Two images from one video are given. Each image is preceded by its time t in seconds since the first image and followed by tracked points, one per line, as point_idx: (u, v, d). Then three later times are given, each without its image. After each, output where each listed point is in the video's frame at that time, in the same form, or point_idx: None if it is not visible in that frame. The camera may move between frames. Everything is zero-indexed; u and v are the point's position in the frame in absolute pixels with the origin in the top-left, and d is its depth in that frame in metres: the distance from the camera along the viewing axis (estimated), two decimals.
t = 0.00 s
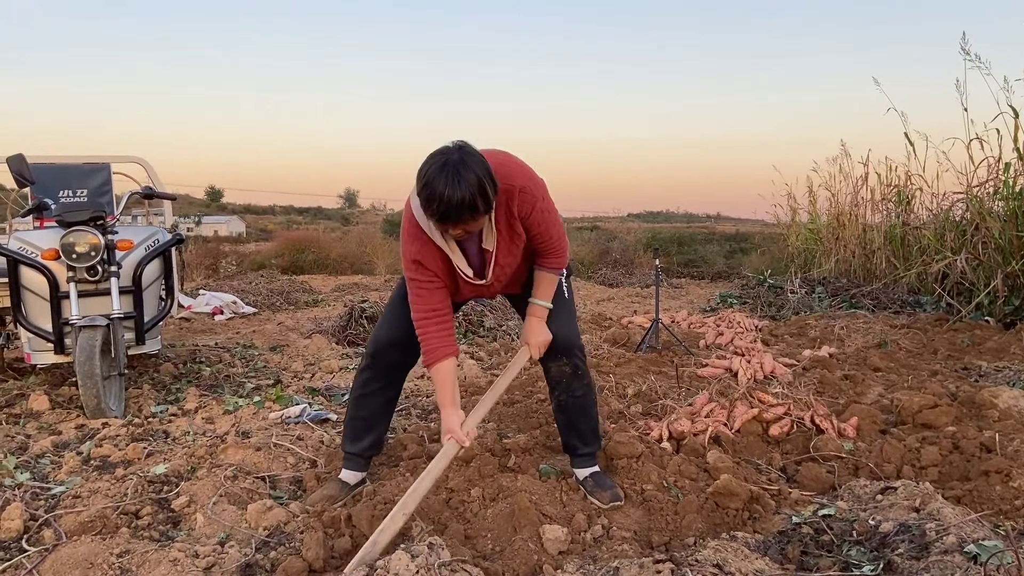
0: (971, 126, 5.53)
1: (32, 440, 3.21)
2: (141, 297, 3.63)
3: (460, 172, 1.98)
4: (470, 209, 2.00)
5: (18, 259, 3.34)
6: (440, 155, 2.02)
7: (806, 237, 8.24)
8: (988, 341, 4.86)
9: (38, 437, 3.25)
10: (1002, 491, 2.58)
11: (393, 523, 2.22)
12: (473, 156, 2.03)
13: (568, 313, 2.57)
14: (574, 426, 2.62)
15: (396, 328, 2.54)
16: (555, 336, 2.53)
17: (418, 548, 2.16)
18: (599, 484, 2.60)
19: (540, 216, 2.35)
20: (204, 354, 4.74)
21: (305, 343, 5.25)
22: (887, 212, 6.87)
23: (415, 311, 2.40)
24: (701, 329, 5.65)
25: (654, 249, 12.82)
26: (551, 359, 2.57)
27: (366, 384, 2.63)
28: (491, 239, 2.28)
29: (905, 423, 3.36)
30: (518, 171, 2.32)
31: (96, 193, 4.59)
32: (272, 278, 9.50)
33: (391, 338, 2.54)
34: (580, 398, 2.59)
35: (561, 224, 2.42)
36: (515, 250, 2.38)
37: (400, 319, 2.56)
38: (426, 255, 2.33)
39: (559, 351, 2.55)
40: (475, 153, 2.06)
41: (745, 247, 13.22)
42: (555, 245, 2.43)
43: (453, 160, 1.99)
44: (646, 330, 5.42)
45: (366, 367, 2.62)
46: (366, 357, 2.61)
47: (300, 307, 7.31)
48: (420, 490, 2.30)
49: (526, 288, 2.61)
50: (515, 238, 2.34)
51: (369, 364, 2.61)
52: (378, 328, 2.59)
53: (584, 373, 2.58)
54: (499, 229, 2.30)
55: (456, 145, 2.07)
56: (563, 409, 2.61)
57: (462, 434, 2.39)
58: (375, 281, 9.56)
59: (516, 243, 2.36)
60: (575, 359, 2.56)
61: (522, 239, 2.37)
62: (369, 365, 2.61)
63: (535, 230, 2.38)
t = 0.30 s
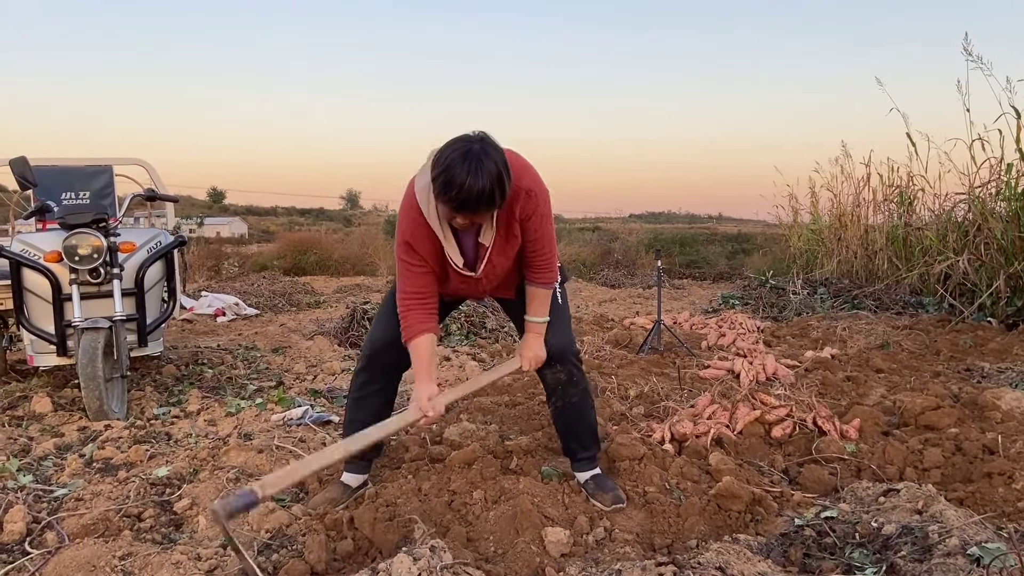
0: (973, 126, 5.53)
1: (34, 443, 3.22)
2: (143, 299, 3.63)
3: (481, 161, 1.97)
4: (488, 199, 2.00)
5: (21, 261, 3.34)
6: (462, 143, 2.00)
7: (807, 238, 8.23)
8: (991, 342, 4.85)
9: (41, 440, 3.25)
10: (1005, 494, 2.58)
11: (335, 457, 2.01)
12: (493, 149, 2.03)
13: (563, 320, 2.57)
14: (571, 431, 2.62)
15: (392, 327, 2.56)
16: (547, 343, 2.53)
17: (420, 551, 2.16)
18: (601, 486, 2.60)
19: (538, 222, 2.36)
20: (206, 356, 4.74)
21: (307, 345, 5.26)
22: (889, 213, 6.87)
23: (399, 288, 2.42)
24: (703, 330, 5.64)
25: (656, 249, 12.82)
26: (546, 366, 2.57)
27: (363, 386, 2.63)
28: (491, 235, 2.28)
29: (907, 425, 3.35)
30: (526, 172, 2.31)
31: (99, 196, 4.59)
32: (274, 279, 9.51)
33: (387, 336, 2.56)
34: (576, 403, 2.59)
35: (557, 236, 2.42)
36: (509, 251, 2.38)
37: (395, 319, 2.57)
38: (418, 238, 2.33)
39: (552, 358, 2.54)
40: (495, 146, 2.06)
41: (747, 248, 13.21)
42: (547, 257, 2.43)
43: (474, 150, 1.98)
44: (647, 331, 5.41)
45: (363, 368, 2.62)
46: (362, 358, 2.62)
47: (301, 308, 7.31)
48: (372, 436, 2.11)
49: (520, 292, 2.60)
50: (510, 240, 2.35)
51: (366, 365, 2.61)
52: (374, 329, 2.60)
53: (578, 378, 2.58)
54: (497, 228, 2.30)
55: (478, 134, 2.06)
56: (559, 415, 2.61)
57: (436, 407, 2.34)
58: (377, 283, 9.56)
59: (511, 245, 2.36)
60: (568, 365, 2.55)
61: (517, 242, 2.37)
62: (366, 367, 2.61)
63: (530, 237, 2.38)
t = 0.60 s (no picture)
0: (976, 126, 5.53)
1: (38, 444, 3.22)
2: (146, 300, 3.64)
3: (491, 157, 2.00)
4: (496, 197, 2.02)
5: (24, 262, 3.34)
6: (477, 137, 2.03)
7: (810, 238, 8.22)
8: (994, 342, 4.84)
9: (44, 441, 3.25)
10: (1009, 494, 2.57)
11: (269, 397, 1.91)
12: (508, 150, 2.05)
13: (574, 320, 2.56)
14: (579, 432, 2.60)
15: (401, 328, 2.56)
16: (560, 342, 2.51)
17: (423, 552, 2.15)
18: (604, 488, 2.59)
19: (544, 234, 2.38)
20: (209, 357, 4.75)
21: (310, 346, 5.26)
22: (892, 213, 6.86)
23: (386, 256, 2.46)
24: (706, 331, 5.64)
25: (658, 250, 12.81)
26: (556, 365, 2.54)
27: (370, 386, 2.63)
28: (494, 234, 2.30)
29: (911, 425, 3.35)
30: (541, 182, 2.34)
31: (101, 197, 4.60)
32: (277, 280, 9.51)
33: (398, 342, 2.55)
34: (585, 404, 2.57)
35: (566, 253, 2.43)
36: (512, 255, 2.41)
37: (405, 320, 2.57)
38: (417, 218, 2.36)
39: (564, 357, 2.52)
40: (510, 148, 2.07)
41: (749, 249, 13.20)
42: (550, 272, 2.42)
43: (488, 147, 2.00)
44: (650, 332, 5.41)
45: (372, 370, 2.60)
46: (372, 359, 2.61)
47: (304, 309, 7.32)
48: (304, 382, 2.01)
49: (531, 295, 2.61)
50: (514, 244, 2.38)
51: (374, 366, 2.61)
52: (383, 330, 2.60)
53: (588, 379, 2.56)
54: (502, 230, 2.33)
55: (494, 133, 2.09)
56: (568, 416, 2.59)
57: (352, 338, 2.33)
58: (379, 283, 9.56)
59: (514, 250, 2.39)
60: (580, 365, 2.53)
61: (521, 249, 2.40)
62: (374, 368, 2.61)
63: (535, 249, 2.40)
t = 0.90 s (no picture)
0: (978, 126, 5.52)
1: (41, 444, 3.22)
2: (149, 300, 3.64)
3: (453, 169, 1.98)
4: (467, 207, 2.01)
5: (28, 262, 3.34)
6: (434, 154, 2.01)
7: (812, 238, 8.21)
8: (997, 343, 4.83)
9: (47, 441, 3.26)
10: (1013, 494, 2.56)
11: (393, 526, 2.13)
12: (466, 155, 2.03)
13: (575, 315, 2.57)
14: (583, 429, 2.60)
15: (396, 330, 2.55)
16: (562, 338, 2.52)
17: (426, 553, 2.15)
18: (607, 488, 2.59)
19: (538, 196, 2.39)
20: (212, 357, 4.75)
21: (312, 346, 5.26)
22: (894, 214, 6.85)
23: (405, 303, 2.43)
24: (708, 331, 5.63)
25: (661, 250, 12.80)
26: (559, 361, 2.55)
27: (368, 388, 2.64)
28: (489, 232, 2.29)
29: (914, 426, 3.34)
30: (507, 159, 2.34)
31: (104, 197, 4.60)
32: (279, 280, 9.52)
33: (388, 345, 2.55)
34: (588, 400, 2.57)
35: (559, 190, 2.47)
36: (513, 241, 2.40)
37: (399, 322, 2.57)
38: (414, 251, 2.35)
39: (566, 353, 2.53)
40: (469, 151, 2.06)
41: (752, 249, 13.18)
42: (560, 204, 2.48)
43: (447, 159, 1.99)
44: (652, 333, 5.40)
45: (366, 372, 2.62)
46: (369, 362, 2.61)
47: (306, 309, 7.32)
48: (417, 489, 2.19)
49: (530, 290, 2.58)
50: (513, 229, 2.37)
51: (371, 368, 2.61)
52: (378, 332, 2.60)
53: (591, 374, 2.57)
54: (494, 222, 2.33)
55: (449, 143, 2.07)
56: (571, 413, 2.59)
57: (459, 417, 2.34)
58: (381, 284, 9.56)
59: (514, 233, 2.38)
60: (582, 361, 2.54)
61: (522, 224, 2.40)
62: (371, 370, 2.61)
63: (537, 206, 2.41)
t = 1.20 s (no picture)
0: (979, 126, 5.52)
1: (41, 444, 3.23)
2: (150, 300, 3.64)
3: (419, 149, 1.98)
4: (432, 185, 2.02)
5: (28, 262, 3.34)
6: (399, 132, 2.02)
7: (813, 239, 8.21)
8: (998, 343, 4.82)
9: (47, 441, 3.26)
10: (1014, 494, 2.55)
11: (368, 518, 2.13)
12: (434, 134, 2.03)
13: (565, 314, 2.57)
14: (578, 428, 2.60)
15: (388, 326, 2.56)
16: (554, 339, 2.53)
17: (426, 552, 2.15)
18: (607, 488, 2.58)
19: (509, 189, 2.36)
20: (213, 357, 4.76)
21: (313, 346, 5.26)
22: (895, 214, 6.84)
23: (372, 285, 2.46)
24: (709, 331, 5.63)
25: (662, 251, 12.80)
26: (550, 361, 2.56)
27: (360, 387, 2.63)
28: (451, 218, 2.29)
29: (914, 425, 3.33)
30: (481, 147, 2.33)
31: (105, 197, 4.61)
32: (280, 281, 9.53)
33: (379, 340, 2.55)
34: (582, 400, 2.58)
35: (533, 188, 2.42)
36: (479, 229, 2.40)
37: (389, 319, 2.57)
38: (381, 232, 2.38)
39: (559, 353, 2.55)
40: (436, 131, 2.06)
41: (753, 249, 13.17)
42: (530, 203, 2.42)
43: (412, 138, 2.00)
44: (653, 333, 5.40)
45: (358, 371, 2.62)
46: (359, 361, 2.61)
47: (307, 310, 7.32)
48: (386, 479, 2.17)
49: (515, 290, 2.54)
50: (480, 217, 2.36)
51: (363, 366, 2.61)
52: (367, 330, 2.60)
53: (583, 373, 2.58)
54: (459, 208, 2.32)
55: (417, 121, 2.07)
56: (564, 412, 2.60)
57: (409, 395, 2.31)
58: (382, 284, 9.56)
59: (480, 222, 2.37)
60: (574, 360, 2.56)
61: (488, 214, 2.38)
62: (363, 368, 2.61)
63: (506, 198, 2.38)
